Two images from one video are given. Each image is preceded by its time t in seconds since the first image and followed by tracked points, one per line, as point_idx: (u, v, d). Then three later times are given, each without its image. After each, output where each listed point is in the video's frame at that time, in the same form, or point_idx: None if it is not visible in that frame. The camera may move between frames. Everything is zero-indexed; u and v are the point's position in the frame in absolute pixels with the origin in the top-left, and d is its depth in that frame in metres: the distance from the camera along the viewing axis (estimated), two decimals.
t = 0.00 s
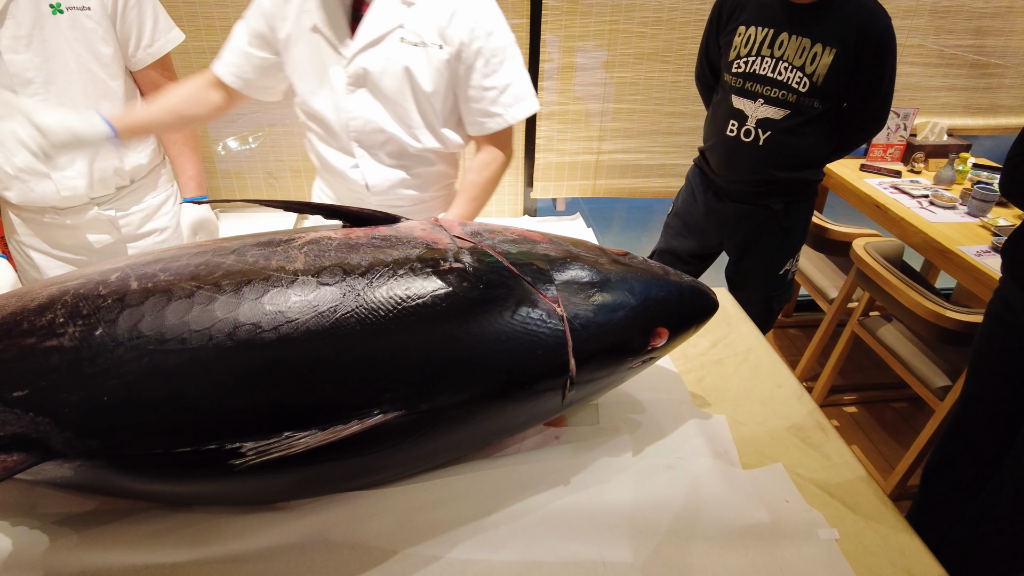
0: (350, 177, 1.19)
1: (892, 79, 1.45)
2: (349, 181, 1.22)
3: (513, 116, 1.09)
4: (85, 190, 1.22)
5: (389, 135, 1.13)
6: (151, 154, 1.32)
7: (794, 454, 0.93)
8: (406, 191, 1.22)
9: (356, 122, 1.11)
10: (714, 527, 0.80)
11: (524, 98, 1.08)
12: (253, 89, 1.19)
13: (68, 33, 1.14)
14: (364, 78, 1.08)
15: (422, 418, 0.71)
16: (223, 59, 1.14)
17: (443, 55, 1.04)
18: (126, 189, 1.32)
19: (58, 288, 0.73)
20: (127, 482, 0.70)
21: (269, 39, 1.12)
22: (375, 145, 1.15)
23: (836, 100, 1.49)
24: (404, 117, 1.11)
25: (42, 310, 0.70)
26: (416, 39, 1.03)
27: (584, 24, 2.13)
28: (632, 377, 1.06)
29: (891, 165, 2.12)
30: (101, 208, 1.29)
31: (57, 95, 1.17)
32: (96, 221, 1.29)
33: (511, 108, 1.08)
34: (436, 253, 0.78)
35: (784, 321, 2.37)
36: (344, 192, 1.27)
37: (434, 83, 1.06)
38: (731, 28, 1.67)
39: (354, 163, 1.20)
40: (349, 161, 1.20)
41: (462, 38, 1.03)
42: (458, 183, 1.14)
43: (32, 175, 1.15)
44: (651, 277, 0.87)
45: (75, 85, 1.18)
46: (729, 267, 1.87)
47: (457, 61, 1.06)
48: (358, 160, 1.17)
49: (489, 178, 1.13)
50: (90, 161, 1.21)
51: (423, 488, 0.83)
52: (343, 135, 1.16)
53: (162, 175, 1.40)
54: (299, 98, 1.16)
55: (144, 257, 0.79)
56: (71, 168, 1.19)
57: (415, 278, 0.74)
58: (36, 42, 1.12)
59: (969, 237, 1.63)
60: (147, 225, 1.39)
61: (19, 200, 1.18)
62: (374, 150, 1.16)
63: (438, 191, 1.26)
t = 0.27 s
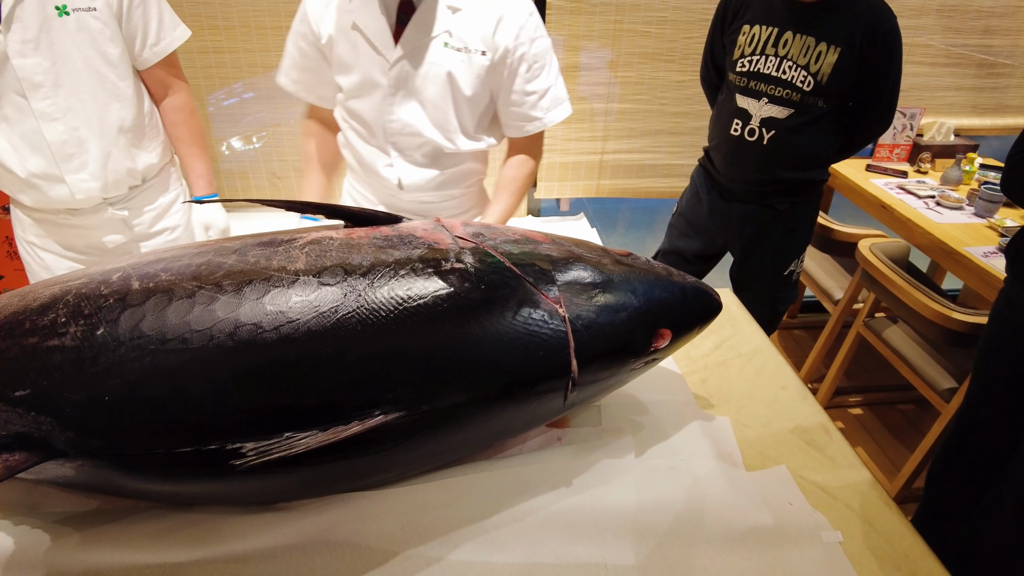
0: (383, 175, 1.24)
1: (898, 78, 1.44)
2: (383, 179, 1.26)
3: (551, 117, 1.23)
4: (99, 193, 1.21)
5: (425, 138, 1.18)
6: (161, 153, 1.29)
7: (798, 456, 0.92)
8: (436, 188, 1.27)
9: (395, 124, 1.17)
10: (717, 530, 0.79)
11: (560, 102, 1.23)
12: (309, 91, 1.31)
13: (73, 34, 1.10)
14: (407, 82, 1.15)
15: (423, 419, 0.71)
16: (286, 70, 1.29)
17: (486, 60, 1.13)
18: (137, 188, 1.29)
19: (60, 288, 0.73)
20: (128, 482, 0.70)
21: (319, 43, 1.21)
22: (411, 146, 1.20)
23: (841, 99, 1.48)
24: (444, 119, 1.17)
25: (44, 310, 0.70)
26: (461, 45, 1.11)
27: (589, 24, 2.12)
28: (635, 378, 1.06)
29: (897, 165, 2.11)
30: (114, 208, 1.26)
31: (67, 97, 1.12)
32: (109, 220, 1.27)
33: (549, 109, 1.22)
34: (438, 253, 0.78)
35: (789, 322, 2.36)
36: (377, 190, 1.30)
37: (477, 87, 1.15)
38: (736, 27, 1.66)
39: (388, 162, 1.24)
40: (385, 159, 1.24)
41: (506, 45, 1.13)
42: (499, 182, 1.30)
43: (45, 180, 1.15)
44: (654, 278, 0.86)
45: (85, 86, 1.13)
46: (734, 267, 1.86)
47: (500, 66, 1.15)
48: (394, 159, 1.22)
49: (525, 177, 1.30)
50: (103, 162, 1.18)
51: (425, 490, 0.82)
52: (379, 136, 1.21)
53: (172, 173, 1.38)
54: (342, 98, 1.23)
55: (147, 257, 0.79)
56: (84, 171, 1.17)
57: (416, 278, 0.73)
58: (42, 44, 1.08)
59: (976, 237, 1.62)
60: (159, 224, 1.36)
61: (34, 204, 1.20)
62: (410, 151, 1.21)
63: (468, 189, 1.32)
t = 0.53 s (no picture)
0: (403, 176, 1.24)
1: (900, 78, 1.44)
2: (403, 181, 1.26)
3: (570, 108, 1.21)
4: (99, 199, 1.20)
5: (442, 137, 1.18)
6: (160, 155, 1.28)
7: (798, 457, 0.92)
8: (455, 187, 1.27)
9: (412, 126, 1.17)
10: (717, 531, 0.79)
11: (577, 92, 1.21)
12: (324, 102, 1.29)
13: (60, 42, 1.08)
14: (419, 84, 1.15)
15: (421, 420, 0.71)
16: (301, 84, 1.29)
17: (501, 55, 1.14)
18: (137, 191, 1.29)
19: (61, 288, 0.73)
20: (128, 482, 0.70)
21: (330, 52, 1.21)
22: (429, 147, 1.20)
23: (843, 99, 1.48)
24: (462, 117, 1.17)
25: (45, 310, 0.70)
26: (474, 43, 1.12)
27: (590, 24, 2.12)
28: (636, 379, 1.06)
29: (900, 166, 2.10)
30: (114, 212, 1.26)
31: (59, 105, 1.11)
32: (109, 224, 1.27)
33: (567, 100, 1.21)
34: (437, 254, 0.78)
35: (791, 323, 2.36)
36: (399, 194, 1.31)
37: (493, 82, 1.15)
38: (738, 28, 1.66)
39: (406, 163, 1.25)
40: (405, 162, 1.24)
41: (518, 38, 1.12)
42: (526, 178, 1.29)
43: (44, 189, 1.16)
44: (654, 279, 0.86)
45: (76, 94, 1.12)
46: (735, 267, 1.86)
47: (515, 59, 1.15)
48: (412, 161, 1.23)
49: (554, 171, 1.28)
50: (99, 169, 1.18)
51: (424, 490, 0.82)
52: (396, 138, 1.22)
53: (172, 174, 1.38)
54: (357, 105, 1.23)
55: (147, 258, 0.79)
56: (81, 178, 1.17)
57: (415, 279, 0.74)
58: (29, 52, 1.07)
59: (979, 238, 1.61)
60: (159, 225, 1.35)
61: (34, 209, 1.21)
62: (427, 151, 1.21)
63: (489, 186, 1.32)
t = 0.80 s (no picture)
0: (394, 180, 1.24)
1: (901, 79, 1.43)
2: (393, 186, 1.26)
3: (546, 98, 1.22)
4: (75, 205, 1.20)
5: (431, 136, 1.18)
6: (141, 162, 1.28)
7: (799, 458, 0.92)
8: (447, 187, 1.27)
9: (401, 128, 1.17)
10: (717, 532, 0.79)
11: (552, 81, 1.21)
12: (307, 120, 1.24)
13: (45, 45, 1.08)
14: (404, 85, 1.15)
15: (422, 420, 0.71)
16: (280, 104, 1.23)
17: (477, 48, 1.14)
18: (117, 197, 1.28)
19: (61, 289, 0.73)
20: (129, 481, 0.70)
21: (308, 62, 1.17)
22: (419, 148, 1.20)
23: (844, 100, 1.47)
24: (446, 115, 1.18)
25: (46, 310, 0.70)
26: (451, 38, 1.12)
27: (592, 25, 2.12)
28: (637, 380, 1.06)
29: (902, 167, 2.09)
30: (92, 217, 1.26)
31: (39, 109, 1.11)
32: (88, 229, 1.27)
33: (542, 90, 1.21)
34: (438, 255, 0.78)
35: (793, 324, 2.35)
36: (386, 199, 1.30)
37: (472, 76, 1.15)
38: (740, 28, 1.66)
39: (397, 167, 1.24)
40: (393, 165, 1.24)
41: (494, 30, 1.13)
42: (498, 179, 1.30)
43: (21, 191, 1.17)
44: (655, 280, 0.86)
45: (56, 98, 1.12)
46: (737, 268, 1.85)
47: (491, 51, 1.16)
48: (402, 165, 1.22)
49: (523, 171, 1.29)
50: (76, 175, 1.17)
51: (424, 490, 0.82)
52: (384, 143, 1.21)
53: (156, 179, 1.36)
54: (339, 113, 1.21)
55: (147, 258, 0.79)
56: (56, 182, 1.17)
57: (416, 279, 0.74)
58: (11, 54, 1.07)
59: (981, 239, 1.61)
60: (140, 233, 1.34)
61: (14, 211, 1.23)
62: (417, 152, 1.21)
63: (478, 184, 1.32)
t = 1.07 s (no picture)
0: (365, 183, 1.22)
1: (904, 80, 1.43)
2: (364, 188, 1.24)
3: (509, 91, 1.20)
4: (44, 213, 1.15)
5: (399, 134, 1.17)
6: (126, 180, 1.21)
7: (801, 459, 0.92)
8: (421, 187, 1.26)
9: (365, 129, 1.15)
10: (719, 533, 0.79)
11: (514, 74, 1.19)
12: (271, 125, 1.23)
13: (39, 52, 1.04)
14: (366, 84, 1.12)
15: (425, 420, 0.71)
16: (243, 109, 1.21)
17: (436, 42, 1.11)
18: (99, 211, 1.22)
19: (66, 289, 0.74)
20: (133, 481, 0.70)
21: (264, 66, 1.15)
22: (387, 147, 1.18)
23: (846, 102, 1.47)
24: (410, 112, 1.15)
25: (51, 310, 0.71)
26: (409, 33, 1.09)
27: (594, 26, 2.12)
28: (639, 381, 1.06)
29: (904, 168, 2.09)
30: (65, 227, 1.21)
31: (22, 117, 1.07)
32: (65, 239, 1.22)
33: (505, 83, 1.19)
34: (441, 255, 0.78)
35: (795, 325, 2.35)
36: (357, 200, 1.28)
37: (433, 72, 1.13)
38: (742, 29, 1.66)
39: (368, 170, 1.22)
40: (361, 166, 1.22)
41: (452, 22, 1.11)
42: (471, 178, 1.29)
43: None
44: (657, 281, 0.86)
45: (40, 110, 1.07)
46: (739, 269, 1.85)
47: (452, 44, 1.14)
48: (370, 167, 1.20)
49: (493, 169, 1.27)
50: (49, 185, 1.12)
51: (426, 490, 0.82)
52: (350, 145, 1.19)
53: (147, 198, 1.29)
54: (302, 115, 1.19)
55: (151, 258, 0.79)
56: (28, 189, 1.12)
57: (419, 280, 0.74)
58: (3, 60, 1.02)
59: (983, 240, 1.61)
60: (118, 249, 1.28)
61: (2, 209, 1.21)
62: (388, 152, 1.19)
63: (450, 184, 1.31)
